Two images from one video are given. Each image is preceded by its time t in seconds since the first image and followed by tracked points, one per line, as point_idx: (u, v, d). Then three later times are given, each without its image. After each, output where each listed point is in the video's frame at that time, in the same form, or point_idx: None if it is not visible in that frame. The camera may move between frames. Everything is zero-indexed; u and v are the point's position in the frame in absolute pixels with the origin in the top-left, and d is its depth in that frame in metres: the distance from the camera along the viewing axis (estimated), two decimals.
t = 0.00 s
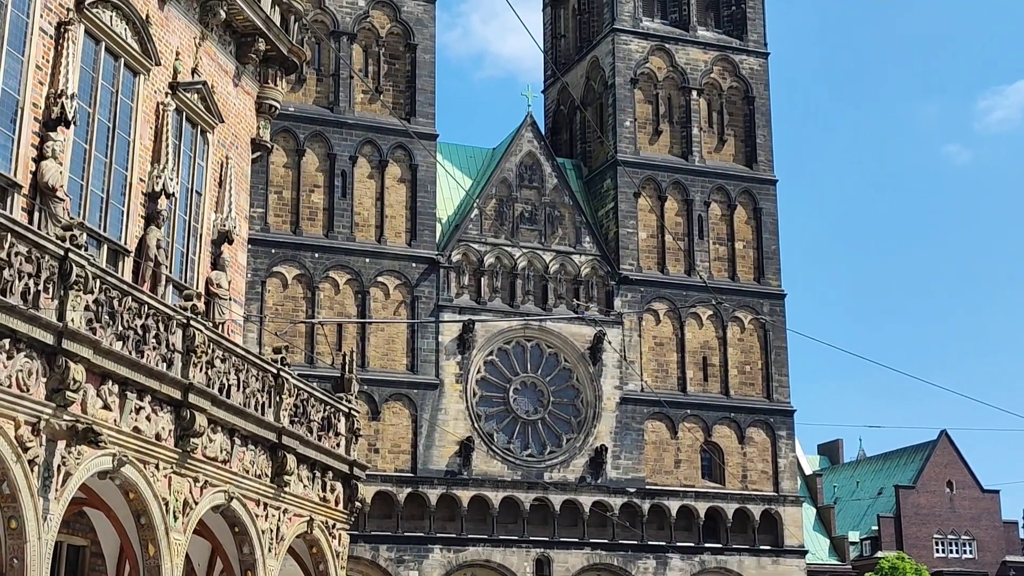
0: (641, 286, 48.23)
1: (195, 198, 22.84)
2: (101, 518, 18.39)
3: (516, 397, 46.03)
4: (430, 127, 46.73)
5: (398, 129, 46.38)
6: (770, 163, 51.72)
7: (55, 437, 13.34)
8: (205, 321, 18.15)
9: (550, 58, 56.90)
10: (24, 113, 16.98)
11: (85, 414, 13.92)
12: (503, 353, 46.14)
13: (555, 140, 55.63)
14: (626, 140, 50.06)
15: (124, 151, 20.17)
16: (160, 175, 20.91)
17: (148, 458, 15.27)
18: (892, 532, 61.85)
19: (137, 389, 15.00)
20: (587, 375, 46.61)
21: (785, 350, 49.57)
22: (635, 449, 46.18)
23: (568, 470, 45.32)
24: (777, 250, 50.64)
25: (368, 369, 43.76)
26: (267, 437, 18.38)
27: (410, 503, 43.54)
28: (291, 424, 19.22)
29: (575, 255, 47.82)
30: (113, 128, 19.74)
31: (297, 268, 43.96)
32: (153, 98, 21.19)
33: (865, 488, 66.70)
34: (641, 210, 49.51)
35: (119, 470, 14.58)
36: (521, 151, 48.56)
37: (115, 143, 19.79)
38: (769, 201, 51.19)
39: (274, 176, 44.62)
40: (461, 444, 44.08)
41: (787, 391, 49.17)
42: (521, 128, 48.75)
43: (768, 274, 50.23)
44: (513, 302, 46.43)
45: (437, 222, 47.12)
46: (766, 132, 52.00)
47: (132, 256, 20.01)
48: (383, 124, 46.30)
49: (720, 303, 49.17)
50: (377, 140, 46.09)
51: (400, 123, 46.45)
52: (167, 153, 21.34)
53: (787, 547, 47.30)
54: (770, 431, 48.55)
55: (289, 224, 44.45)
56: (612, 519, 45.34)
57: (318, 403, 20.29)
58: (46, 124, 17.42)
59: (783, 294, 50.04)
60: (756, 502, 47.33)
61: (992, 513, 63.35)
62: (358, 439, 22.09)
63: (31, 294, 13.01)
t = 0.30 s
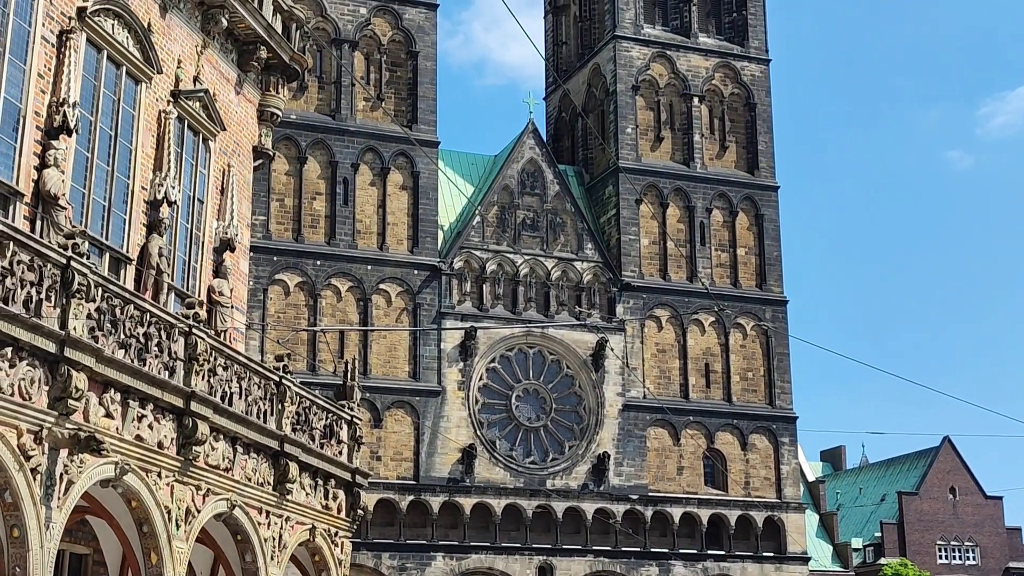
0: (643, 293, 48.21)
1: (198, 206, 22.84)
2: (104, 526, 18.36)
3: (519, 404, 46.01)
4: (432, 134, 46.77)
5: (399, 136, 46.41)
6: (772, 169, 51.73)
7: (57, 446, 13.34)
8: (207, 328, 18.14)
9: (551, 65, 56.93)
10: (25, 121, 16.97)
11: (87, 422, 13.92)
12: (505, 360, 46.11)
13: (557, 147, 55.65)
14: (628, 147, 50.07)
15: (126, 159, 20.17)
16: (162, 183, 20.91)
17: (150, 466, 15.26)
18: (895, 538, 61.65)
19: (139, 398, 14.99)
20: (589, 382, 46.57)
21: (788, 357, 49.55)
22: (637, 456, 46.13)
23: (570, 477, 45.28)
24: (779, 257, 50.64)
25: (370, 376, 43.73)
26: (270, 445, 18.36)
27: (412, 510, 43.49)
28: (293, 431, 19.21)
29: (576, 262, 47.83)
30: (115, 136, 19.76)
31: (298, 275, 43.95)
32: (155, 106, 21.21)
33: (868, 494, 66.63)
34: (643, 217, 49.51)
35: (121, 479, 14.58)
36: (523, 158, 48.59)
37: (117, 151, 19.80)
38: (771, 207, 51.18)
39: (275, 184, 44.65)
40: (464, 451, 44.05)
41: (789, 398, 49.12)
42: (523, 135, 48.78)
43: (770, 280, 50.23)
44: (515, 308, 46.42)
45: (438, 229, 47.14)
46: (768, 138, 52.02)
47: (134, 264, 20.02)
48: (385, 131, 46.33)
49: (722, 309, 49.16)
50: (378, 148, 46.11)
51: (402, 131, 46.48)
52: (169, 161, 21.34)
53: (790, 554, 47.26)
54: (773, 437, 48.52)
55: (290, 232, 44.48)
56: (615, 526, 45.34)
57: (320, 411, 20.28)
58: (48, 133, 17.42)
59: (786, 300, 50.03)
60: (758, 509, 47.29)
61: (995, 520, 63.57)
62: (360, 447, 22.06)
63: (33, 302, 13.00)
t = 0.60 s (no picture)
0: (645, 297, 48.18)
1: (200, 211, 22.84)
2: (106, 531, 18.35)
3: (521, 408, 45.99)
4: (434, 138, 46.81)
5: (401, 141, 46.45)
6: (774, 173, 51.73)
7: (60, 450, 13.33)
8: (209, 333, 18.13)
9: (553, 70, 56.96)
10: (28, 126, 16.98)
11: (90, 427, 13.90)
12: (507, 365, 46.11)
13: (559, 151, 55.66)
14: (630, 151, 50.08)
15: (129, 164, 20.19)
16: (165, 188, 20.92)
17: (153, 470, 15.25)
18: (898, 542, 61.56)
19: (142, 402, 14.98)
20: (591, 386, 46.53)
21: (790, 360, 49.52)
22: (640, 460, 46.10)
23: (572, 481, 45.25)
24: (781, 261, 50.64)
25: (372, 381, 43.70)
26: (272, 449, 18.35)
27: (415, 515, 43.47)
28: (296, 436, 19.19)
29: (579, 266, 47.83)
30: (117, 140, 19.76)
31: (301, 279, 43.93)
32: (157, 111, 21.21)
33: (870, 498, 66.60)
34: (645, 221, 49.50)
35: (124, 483, 14.56)
36: (525, 162, 48.62)
37: (120, 156, 19.81)
38: (773, 211, 51.17)
39: (277, 188, 44.67)
40: (466, 455, 44.02)
41: (792, 402, 49.09)
42: (525, 139, 48.80)
43: (773, 284, 50.23)
44: (518, 313, 46.40)
45: (440, 233, 47.15)
46: (770, 141, 52.00)
47: (136, 268, 20.02)
48: (387, 135, 46.34)
49: (724, 313, 49.16)
50: (380, 152, 46.10)
51: (403, 135, 46.52)
52: (171, 165, 21.36)
53: (792, 558, 47.22)
54: (775, 441, 48.51)
55: (292, 236, 44.46)
56: (617, 530, 45.35)
57: (322, 415, 20.27)
58: (50, 137, 17.42)
59: (788, 304, 50.02)
60: (761, 513, 47.26)
61: (998, 523, 63.44)
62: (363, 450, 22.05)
63: (36, 307, 13.00)
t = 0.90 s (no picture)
0: (647, 298, 48.17)
1: (202, 213, 22.86)
2: (109, 533, 18.36)
3: (523, 409, 46.01)
4: (435, 140, 46.84)
5: (403, 142, 46.46)
6: (775, 174, 51.74)
7: (62, 453, 13.35)
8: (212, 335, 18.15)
9: (555, 71, 56.98)
10: (30, 129, 17.01)
11: (92, 429, 13.92)
12: (509, 366, 46.15)
13: (561, 153, 55.71)
14: (631, 152, 50.12)
15: (131, 167, 20.22)
16: (167, 190, 20.95)
17: (155, 473, 15.28)
18: (901, 544, 61.52)
19: (144, 405, 15.00)
20: (593, 388, 46.53)
21: (792, 362, 49.52)
22: (642, 461, 46.12)
23: (574, 483, 45.25)
24: (783, 263, 50.64)
25: (374, 382, 43.72)
26: (274, 451, 18.36)
27: (417, 516, 43.49)
28: (298, 438, 19.21)
29: (580, 268, 47.84)
30: (119, 143, 19.80)
31: (303, 281, 43.94)
32: (159, 113, 21.24)
33: (873, 499, 66.60)
34: (647, 222, 49.50)
35: (126, 485, 14.58)
36: (526, 164, 48.65)
37: (121, 159, 19.83)
38: (774, 212, 51.18)
39: (279, 190, 44.67)
40: (468, 457, 44.02)
41: (794, 403, 49.09)
42: (527, 141, 48.85)
43: (774, 285, 50.25)
44: (519, 314, 46.42)
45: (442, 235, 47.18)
46: (771, 143, 52.00)
47: (138, 271, 20.03)
48: (389, 137, 46.36)
49: (726, 315, 49.17)
50: (382, 154, 46.13)
51: (405, 137, 46.54)
52: (173, 168, 21.39)
53: (795, 559, 47.21)
54: (778, 442, 48.49)
55: (294, 238, 44.45)
56: (619, 532, 45.35)
57: (324, 417, 20.28)
58: (53, 140, 17.43)
59: (790, 305, 50.01)
60: (763, 514, 47.25)
61: (1000, 525, 63.38)
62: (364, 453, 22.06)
63: (38, 309, 13.02)
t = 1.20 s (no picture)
0: (648, 299, 48.17)
1: (204, 214, 22.87)
2: (111, 533, 18.37)
3: (525, 410, 46.01)
4: (437, 141, 46.78)
5: (405, 143, 46.45)
6: (777, 175, 51.74)
7: (64, 453, 13.35)
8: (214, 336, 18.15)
9: (557, 72, 56.97)
10: (32, 130, 17.01)
11: (94, 430, 13.92)
12: (511, 367, 46.16)
13: (563, 154, 55.73)
14: (633, 153, 50.13)
15: (132, 167, 20.21)
16: (169, 191, 20.95)
17: (157, 474, 15.28)
18: (902, 545, 61.55)
19: (146, 406, 15.00)
20: (595, 389, 46.53)
21: (794, 362, 49.52)
22: (644, 462, 46.12)
23: (576, 484, 45.24)
24: (785, 263, 50.65)
25: (376, 383, 43.74)
26: (276, 452, 18.35)
27: (419, 517, 43.53)
28: (300, 439, 19.20)
29: (582, 269, 47.85)
30: (120, 144, 19.79)
31: (305, 282, 43.97)
32: (160, 114, 21.25)
33: (875, 500, 66.58)
34: (649, 223, 49.50)
35: (128, 486, 14.57)
36: (528, 165, 48.67)
37: (123, 159, 19.84)
38: (776, 213, 51.20)
39: (281, 191, 44.65)
40: (470, 458, 44.01)
41: (795, 404, 49.09)
42: (529, 142, 48.88)
43: (776, 286, 50.25)
44: (521, 315, 46.43)
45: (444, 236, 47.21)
46: (773, 144, 52.01)
47: (140, 271, 20.03)
48: (390, 138, 46.36)
49: (728, 315, 49.15)
50: (384, 155, 46.13)
51: (407, 138, 46.53)
52: (175, 169, 21.39)
53: (797, 561, 47.22)
54: (780, 443, 48.48)
55: (296, 239, 44.44)
56: (621, 533, 45.34)
57: (326, 418, 20.28)
58: (55, 141, 17.43)
59: (791, 306, 50.01)
60: (765, 515, 47.26)
61: (1003, 525, 63.23)
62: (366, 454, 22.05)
63: (40, 311, 13.03)
